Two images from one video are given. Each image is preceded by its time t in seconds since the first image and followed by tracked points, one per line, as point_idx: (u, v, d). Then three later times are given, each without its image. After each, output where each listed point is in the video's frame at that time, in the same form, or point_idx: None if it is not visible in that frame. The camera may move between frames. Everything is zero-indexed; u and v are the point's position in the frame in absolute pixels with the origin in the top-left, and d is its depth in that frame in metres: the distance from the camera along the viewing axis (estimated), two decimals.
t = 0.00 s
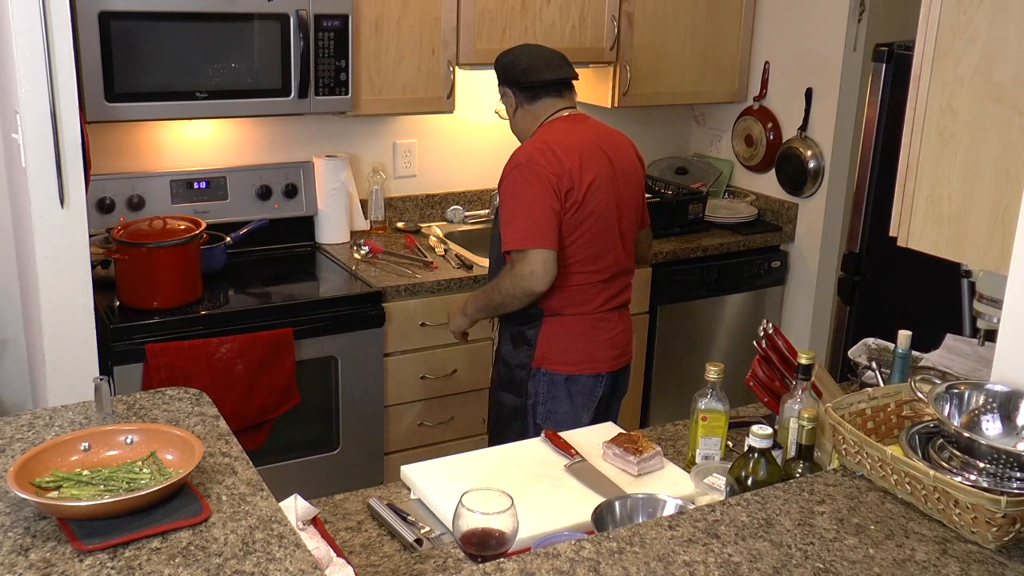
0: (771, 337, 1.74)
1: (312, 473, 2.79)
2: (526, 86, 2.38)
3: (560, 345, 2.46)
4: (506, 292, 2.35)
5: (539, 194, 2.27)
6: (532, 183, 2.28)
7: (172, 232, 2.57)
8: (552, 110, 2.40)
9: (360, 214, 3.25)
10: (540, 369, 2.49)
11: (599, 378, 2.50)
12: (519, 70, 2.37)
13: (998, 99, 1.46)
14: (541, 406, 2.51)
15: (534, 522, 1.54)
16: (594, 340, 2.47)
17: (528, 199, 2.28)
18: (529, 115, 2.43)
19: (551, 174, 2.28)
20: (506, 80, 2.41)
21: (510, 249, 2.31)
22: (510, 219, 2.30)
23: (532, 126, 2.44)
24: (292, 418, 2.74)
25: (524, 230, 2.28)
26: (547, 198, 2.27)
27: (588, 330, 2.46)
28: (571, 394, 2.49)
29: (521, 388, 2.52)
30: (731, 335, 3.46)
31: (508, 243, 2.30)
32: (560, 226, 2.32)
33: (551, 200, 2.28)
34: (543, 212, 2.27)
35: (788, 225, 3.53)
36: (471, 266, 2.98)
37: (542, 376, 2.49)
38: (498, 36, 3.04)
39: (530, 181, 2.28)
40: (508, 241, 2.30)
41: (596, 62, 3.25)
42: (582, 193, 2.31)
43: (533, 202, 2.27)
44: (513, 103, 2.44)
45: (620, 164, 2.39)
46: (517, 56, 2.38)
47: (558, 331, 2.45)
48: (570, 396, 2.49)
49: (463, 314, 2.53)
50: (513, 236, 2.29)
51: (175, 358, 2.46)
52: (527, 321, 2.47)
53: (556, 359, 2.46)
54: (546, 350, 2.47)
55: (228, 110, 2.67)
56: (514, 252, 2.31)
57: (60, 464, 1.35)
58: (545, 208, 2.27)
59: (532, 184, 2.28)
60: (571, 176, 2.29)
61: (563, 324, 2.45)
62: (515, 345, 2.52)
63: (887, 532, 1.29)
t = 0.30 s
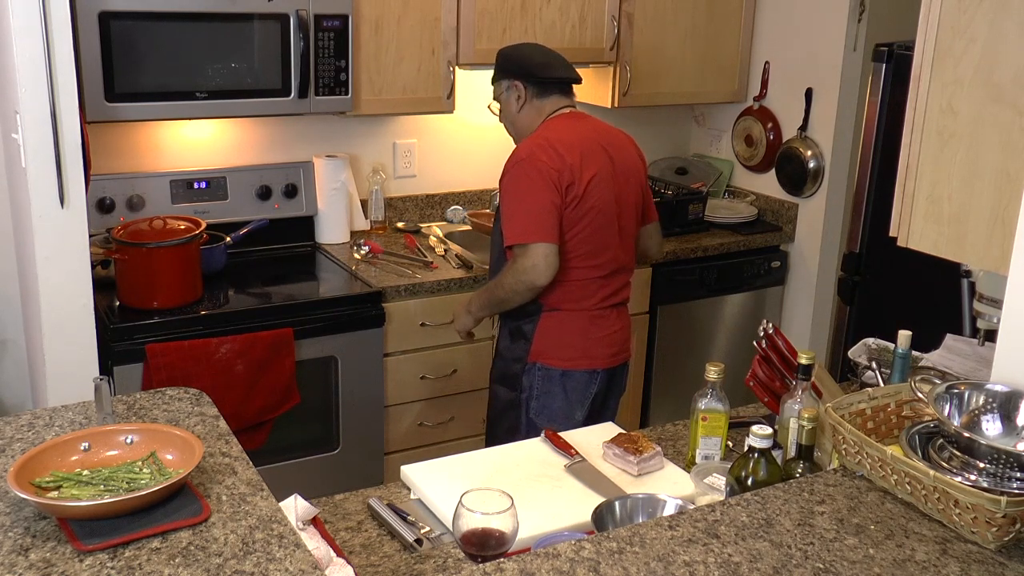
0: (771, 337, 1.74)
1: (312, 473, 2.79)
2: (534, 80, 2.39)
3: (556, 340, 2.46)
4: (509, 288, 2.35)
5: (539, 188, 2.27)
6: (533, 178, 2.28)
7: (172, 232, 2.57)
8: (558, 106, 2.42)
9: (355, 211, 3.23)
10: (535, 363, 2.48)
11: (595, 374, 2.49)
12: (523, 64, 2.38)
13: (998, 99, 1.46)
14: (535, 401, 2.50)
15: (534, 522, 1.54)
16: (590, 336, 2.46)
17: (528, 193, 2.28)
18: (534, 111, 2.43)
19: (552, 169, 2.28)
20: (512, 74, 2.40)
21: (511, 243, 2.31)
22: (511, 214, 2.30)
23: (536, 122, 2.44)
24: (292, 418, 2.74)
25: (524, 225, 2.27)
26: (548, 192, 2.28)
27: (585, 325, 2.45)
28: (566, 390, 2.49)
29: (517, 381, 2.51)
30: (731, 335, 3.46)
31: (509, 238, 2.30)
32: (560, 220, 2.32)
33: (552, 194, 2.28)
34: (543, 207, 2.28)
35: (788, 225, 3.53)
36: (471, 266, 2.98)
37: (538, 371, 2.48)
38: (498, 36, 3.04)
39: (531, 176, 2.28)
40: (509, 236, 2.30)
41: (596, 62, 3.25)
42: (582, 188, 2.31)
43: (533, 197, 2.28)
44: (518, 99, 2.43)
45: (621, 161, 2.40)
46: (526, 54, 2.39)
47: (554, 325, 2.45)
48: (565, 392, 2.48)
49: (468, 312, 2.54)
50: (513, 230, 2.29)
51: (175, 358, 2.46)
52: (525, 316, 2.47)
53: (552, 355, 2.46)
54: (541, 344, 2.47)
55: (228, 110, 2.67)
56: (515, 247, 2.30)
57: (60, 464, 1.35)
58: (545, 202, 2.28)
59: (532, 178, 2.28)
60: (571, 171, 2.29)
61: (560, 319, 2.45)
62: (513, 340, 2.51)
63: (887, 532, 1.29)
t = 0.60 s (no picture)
0: (771, 337, 1.74)
1: (312, 473, 2.79)
2: (516, 84, 2.37)
3: (554, 339, 2.45)
4: (518, 292, 2.34)
5: (540, 187, 2.27)
6: (532, 179, 2.28)
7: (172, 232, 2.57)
8: (544, 108, 2.41)
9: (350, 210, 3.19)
10: (531, 362, 2.47)
11: (590, 373, 2.49)
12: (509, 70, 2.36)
13: (998, 99, 1.46)
14: (529, 400, 2.49)
15: (534, 522, 1.54)
16: (587, 334, 2.46)
17: (529, 193, 2.28)
18: (520, 115, 2.41)
19: (551, 169, 2.28)
20: (498, 78, 2.38)
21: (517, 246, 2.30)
22: (513, 217, 2.30)
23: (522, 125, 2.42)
24: (292, 418, 2.74)
25: (529, 227, 2.27)
26: (548, 192, 2.28)
27: (582, 324, 2.45)
28: (561, 388, 2.48)
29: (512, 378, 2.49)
30: (731, 335, 3.46)
31: (514, 241, 2.30)
32: (562, 219, 2.32)
33: (552, 194, 2.28)
34: (545, 207, 2.27)
35: (788, 225, 3.53)
36: (471, 266, 2.98)
37: (533, 370, 2.47)
38: (498, 36, 3.04)
39: (529, 177, 2.28)
40: (514, 239, 2.30)
41: (596, 62, 3.25)
42: (581, 186, 2.31)
43: (534, 197, 2.28)
44: (503, 102, 2.41)
45: (614, 158, 2.41)
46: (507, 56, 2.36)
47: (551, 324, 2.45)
48: (560, 391, 2.48)
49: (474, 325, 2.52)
50: (518, 233, 2.29)
51: (175, 358, 2.46)
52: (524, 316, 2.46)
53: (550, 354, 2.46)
54: (539, 344, 2.46)
55: (228, 110, 2.67)
56: (519, 250, 2.30)
57: (60, 465, 1.35)
58: (547, 202, 2.27)
59: (532, 179, 2.28)
60: (569, 169, 2.29)
61: (558, 317, 2.45)
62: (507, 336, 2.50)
63: (886, 532, 1.29)
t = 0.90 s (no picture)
0: (771, 337, 1.73)
1: (312, 472, 2.79)
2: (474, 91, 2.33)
3: (525, 347, 2.43)
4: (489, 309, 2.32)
5: (509, 201, 2.25)
6: (499, 192, 2.25)
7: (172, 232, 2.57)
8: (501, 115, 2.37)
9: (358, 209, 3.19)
10: (503, 372, 2.45)
11: (564, 377, 2.47)
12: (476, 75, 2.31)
13: (998, 99, 1.46)
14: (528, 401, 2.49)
15: (534, 522, 1.54)
16: (558, 340, 2.45)
17: (498, 207, 2.25)
18: (478, 121, 2.38)
19: (518, 181, 2.25)
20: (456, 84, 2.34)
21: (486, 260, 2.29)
22: (483, 230, 2.28)
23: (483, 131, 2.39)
24: (291, 418, 2.74)
25: (499, 240, 2.26)
26: (516, 204, 2.25)
27: (552, 330, 2.44)
28: (534, 394, 2.46)
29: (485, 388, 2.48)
30: (731, 335, 3.46)
31: (484, 255, 2.28)
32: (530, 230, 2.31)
33: (521, 205, 2.26)
34: (512, 219, 2.25)
35: (788, 225, 3.53)
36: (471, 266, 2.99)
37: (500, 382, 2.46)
38: (498, 35, 3.04)
39: (498, 189, 2.25)
40: (485, 253, 2.28)
41: (595, 62, 3.25)
42: (549, 196, 2.30)
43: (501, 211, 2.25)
44: (461, 108, 2.37)
45: (577, 161, 2.39)
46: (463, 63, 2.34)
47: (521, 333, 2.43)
48: (558, 391, 2.48)
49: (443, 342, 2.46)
50: (488, 247, 2.27)
51: (175, 358, 2.46)
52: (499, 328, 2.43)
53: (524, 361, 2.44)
54: (510, 353, 2.44)
55: (227, 110, 2.67)
56: (488, 266, 2.29)
57: (60, 465, 1.35)
58: (515, 215, 2.25)
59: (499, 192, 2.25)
60: (537, 180, 2.27)
61: (528, 326, 2.43)
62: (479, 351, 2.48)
63: (887, 532, 1.29)
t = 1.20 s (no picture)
0: (771, 337, 1.73)
1: (312, 472, 2.79)
2: (443, 87, 2.31)
3: (496, 351, 2.44)
4: (461, 307, 2.31)
5: (485, 196, 2.24)
6: (476, 187, 2.24)
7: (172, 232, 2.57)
8: (473, 112, 2.35)
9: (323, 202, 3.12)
10: (475, 376, 2.45)
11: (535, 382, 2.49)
12: (461, 74, 2.30)
13: (998, 99, 1.46)
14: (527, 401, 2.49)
15: (533, 522, 1.54)
16: (527, 343, 2.46)
17: (474, 202, 2.24)
18: (448, 118, 2.36)
19: (493, 176, 2.25)
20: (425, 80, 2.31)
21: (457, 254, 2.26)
22: (456, 224, 2.25)
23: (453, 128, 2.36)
24: (290, 418, 2.74)
25: (475, 235, 2.24)
26: (491, 199, 2.24)
27: (522, 333, 2.45)
28: (507, 399, 2.47)
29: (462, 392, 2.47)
30: (731, 335, 3.46)
31: (457, 249, 2.26)
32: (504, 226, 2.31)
33: (495, 200, 2.25)
34: (485, 213, 2.24)
35: (788, 225, 3.53)
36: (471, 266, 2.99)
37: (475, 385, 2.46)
38: (498, 36, 3.04)
39: (473, 183, 2.24)
40: (457, 248, 2.26)
41: (595, 62, 3.26)
42: (523, 192, 2.30)
43: (475, 205, 2.24)
44: (429, 105, 2.35)
45: (547, 158, 2.40)
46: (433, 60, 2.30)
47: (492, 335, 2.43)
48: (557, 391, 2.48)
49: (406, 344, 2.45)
50: (462, 241, 2.25)
51: (175, 358, 2.46)
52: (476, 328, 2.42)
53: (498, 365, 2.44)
54: (482, 357, 2.44)
55: (227, 110, 2.67)
56: (462, 261, 2.27)
57: (60, 465, 1.35)
58: (490, 209, 2.24)
59: (474, 186, 2.24)
60: (511, 175, 2.27)
61: (498, 329, 2.43)
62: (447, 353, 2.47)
63: (887, 532, 1.29)
